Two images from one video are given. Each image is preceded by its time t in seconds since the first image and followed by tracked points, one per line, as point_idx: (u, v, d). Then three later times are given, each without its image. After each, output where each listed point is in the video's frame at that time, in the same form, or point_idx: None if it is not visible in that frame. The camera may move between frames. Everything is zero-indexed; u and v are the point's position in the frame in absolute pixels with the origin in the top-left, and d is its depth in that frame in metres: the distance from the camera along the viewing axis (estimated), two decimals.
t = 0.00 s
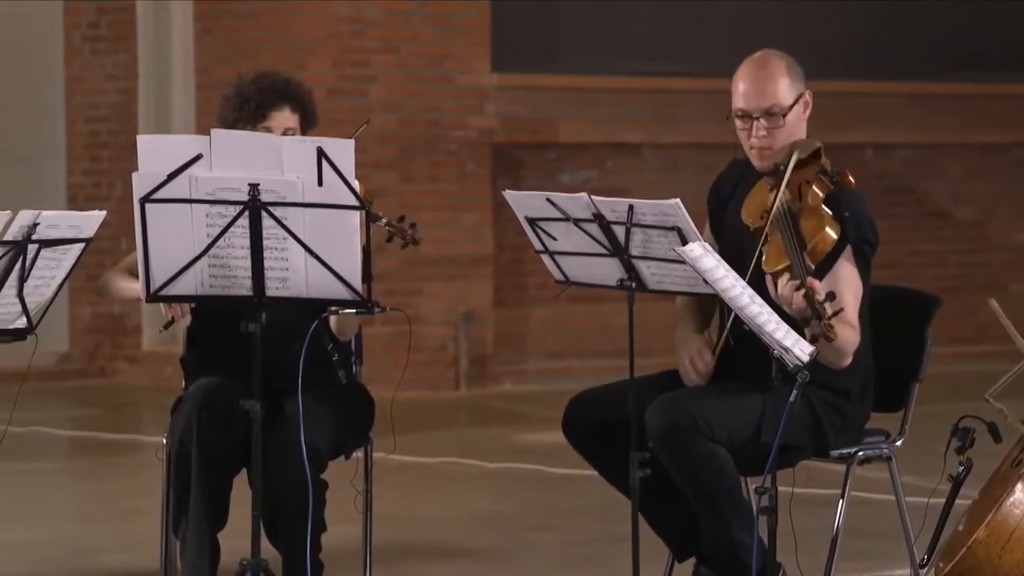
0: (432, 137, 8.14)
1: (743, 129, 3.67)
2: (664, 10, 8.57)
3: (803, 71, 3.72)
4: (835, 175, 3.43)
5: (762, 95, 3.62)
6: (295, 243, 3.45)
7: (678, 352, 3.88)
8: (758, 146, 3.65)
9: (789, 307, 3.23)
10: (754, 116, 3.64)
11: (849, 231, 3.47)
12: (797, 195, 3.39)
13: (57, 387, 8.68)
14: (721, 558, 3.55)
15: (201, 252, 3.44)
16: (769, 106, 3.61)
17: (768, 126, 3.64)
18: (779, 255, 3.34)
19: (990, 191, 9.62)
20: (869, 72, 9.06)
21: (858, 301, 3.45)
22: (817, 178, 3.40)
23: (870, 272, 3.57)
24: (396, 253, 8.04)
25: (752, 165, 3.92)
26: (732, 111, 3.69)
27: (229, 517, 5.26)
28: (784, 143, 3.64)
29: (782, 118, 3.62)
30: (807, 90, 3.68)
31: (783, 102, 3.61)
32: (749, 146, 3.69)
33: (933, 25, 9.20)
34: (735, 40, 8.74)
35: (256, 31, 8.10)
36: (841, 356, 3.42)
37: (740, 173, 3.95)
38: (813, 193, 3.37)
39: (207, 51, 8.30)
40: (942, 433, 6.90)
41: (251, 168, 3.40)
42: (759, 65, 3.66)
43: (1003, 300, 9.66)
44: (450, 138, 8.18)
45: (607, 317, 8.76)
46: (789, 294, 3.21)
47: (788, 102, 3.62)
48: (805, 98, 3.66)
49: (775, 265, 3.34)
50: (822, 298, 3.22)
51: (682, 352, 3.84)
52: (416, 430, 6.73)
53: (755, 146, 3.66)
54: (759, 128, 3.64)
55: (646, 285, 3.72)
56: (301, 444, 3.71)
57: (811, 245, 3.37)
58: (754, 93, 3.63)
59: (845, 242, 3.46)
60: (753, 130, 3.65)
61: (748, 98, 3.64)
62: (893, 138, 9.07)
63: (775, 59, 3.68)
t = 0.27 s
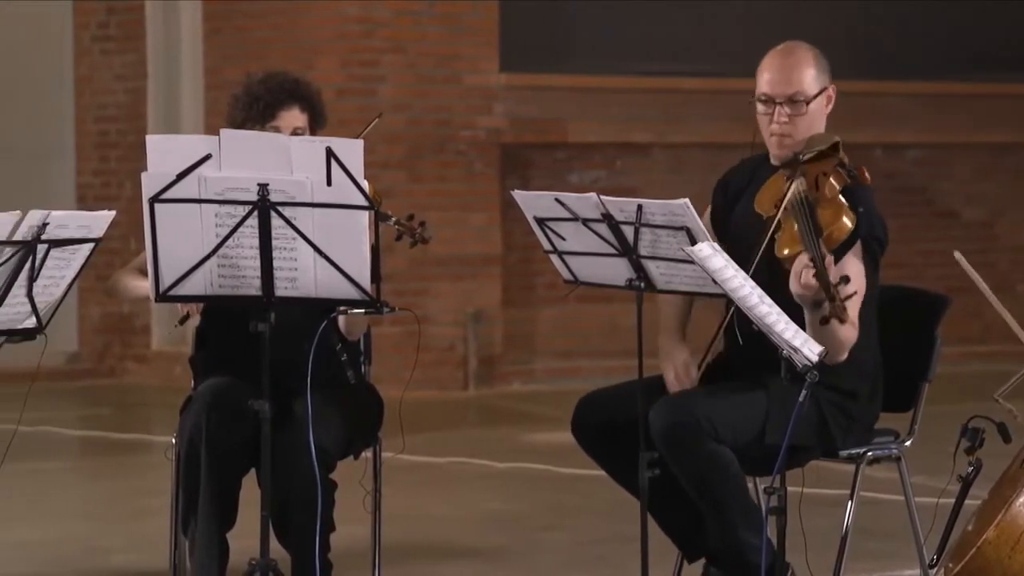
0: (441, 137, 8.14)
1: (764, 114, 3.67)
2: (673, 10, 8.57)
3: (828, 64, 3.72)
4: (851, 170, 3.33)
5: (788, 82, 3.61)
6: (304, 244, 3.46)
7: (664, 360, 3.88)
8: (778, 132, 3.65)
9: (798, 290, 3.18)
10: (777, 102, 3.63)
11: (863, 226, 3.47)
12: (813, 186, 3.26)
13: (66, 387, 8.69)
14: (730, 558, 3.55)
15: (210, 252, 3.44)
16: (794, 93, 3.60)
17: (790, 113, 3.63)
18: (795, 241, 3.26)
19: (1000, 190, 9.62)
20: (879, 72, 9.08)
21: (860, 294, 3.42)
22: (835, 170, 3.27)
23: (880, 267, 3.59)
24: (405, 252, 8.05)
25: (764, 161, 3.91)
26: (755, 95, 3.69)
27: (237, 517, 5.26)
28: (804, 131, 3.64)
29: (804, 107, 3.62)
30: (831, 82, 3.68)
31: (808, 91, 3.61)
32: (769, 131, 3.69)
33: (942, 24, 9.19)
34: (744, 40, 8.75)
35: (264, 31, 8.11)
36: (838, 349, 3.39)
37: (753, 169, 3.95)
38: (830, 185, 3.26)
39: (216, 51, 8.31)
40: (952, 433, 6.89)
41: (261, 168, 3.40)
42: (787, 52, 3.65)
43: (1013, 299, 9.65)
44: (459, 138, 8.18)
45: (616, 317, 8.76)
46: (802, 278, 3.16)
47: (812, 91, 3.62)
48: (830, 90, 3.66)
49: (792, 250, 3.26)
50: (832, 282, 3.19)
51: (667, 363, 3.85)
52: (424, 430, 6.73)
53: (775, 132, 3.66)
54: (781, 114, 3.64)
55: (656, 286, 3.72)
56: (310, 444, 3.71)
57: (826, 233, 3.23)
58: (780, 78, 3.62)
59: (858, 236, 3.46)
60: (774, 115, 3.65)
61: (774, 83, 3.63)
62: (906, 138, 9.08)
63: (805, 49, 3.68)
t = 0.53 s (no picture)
0: (453, 137, 8.15)
1: (777, 103, 3.67)
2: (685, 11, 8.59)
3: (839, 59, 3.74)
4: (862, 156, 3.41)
5: (800, 69, 3.62)
6: (317, 243, 3.46)
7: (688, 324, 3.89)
8: (790, 121, 3.65)
9: (801, 248, 3.13)
10: (790, 89, 3.63)
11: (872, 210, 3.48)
12: (823, 166, 3.33)
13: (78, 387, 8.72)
14: (743, 557, 3.55)
15: (223, 252, 3.44)
16: (807, 80, 3.61)
17: (802, 101, 3.63)
18: (800, 213, 3.28)
19: (1010, 191, 9.63)
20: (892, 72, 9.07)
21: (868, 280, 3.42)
22: (846, 153, 3.35)
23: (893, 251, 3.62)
24: (417, 252, 8.05)
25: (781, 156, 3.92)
26: (768, 85, 3.69)
27: (251, 517, 5.26)
28: (817, 119, 3.63)
29: (817, 94, 3.62)
30: (843, 74, 3.69)
31: (821, 80, 3.62)
32: (781, 121, 3.68)
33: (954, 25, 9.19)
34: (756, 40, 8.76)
35: (276, 31, 8.12)
36: (843, 329, 3.38)
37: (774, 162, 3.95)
38: (840, 164, 3.32)
39: (228, 51, 8.33)
40: (965, 433, 6.90)
41: (273, 168, 3.40)
42: (799, 43, 3.68)
43: None
44: (471, 138, 8.19)
45: (628, 317, 8.77)
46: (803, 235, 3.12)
47: (825, 79, 3.63)
48: (842, 81, 3.68)
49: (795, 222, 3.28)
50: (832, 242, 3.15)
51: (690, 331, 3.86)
52: (436, 430, 6.73)
53: (788, 120, 3.65)
54: (794, 102, 3.63)
55: (668, 285, 3.72)
56: (323, 444, 3.71)
57: (830, 203, 3.25)
58: (792, 66, 3.63)
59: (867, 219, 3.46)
60: (787, 103, 3.64)
61: (787, 70, 3.64)
62: (918, 137, 9.08)
63: (817, 40, 3.70)
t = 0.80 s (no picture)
0: (465, 137, 8.15)
1: (782, 105, 3.68)
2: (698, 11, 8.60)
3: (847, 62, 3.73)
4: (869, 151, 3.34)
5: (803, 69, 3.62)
6: (329, 243, 3.46)
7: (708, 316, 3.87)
8: (795, 121, 3.64)
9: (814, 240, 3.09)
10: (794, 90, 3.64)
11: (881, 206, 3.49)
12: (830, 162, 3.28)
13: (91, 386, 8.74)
14: (755, 557, 3.55)
15: (236, 252, 3.44)
16: (810, 80, 3.61)
17: (807, 102, 3.63)
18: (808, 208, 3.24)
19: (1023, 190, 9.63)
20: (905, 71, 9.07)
21: (881, 275, 3.39)
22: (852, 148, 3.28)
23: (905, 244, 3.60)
24: (429, 252, 8.06)
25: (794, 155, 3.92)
26: (773, 87, 3.70)
27: (262, 517, 5.27)
28: (821, 119, 3.62)
29: (821, 94, 3.62)
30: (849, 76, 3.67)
31: (824, 79, 3.61)
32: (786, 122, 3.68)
33: (966, 25, 9.18)
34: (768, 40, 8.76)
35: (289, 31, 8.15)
36: (859, 324, 3.37)
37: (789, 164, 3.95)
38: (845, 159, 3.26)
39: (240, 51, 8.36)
40: (978, 433, 6.90)
41: (285, 168, 3.40)
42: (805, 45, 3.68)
43: None
44: (483, 138, 8.20)
45: (641, 317, 8.77)
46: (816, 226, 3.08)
47: (829, 79, 3.62)
48: (848, 82, 3.66)
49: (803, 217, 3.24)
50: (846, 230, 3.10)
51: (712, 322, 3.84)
52: (448, 430, 6.74)
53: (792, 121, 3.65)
54: (798, 103, 3.63)
55: (680, 285, 3.72)
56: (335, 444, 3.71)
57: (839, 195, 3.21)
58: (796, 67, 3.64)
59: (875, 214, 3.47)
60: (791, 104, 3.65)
61: (791, 72, 3.65)
62: (932, 137, 9.10)
63: (823, 42, 3.70)
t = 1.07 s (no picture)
0: (476, 137, 8.15)
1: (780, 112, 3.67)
2: (708, 10, 8.59)
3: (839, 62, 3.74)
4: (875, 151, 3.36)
5: (800, 76, 3.62)
6: (341, 243, 3.46)
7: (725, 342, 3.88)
8: (795, 128, 3.64)
9: (827, 235, 3.09)
10: (792, 97, 3.63)
11: (888, 202, 3.46)
12: (836, 164, 3.30)
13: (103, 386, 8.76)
14: (768, 557, 3.55)
15: (247, 252, 3.44)
16: (807, 86, 3.61)
17: (805, 108, 3.63)
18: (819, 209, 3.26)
19: None
20: (915, 71, 9.07)
21: (894, 274, 3.38)
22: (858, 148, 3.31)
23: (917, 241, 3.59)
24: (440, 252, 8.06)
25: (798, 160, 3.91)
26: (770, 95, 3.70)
27: (274, 516, 5.28)
28: (821, 124, 3.63)
29: (819, 99, 3.62)
30: (844, 78, 3.68)
31: (821, 84, 3.61)
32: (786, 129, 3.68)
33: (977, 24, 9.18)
34: (779, 40, 8.75)
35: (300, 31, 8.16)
36: (873, 319, 3.36)
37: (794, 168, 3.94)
38: (852, 159, 3.28)
39: (252, 52, 8.39)
40: (990, 433, 6.89)
41: (296, 168, 3.40)
42: (797, 50, 3.68)
43: None
44: (494, 138, 8.19)
45: (652, 317, 8.77)
46: (830, 223, 3.08)
47: (825, 83, 3.62)
48: (844, 84, 3.67)
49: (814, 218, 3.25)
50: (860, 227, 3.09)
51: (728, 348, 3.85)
52: (458, 429, 6.75)
53: (793, 129, 3.65)
54: (797, 109, 3.63)
55: (691, 285, 3.72)
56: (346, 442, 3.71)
57: (849, 194, 3.22)
58: (792, 75, 3.64)
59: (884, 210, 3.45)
60: (791, 111, 3.64)
61: (787, 79, 3.64)
62: (942, 136, 9.08)
63: (816, 45, 3.69)
